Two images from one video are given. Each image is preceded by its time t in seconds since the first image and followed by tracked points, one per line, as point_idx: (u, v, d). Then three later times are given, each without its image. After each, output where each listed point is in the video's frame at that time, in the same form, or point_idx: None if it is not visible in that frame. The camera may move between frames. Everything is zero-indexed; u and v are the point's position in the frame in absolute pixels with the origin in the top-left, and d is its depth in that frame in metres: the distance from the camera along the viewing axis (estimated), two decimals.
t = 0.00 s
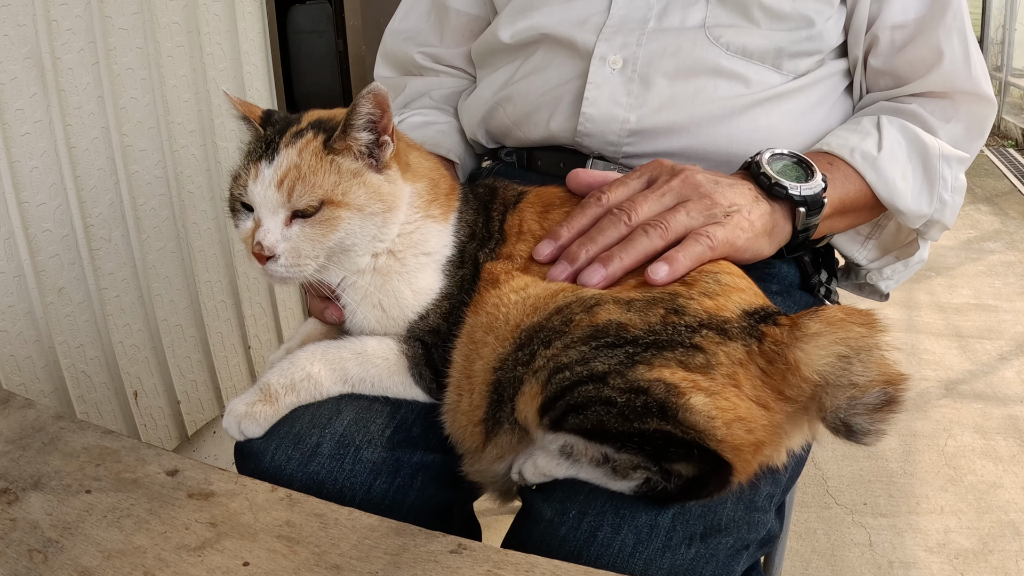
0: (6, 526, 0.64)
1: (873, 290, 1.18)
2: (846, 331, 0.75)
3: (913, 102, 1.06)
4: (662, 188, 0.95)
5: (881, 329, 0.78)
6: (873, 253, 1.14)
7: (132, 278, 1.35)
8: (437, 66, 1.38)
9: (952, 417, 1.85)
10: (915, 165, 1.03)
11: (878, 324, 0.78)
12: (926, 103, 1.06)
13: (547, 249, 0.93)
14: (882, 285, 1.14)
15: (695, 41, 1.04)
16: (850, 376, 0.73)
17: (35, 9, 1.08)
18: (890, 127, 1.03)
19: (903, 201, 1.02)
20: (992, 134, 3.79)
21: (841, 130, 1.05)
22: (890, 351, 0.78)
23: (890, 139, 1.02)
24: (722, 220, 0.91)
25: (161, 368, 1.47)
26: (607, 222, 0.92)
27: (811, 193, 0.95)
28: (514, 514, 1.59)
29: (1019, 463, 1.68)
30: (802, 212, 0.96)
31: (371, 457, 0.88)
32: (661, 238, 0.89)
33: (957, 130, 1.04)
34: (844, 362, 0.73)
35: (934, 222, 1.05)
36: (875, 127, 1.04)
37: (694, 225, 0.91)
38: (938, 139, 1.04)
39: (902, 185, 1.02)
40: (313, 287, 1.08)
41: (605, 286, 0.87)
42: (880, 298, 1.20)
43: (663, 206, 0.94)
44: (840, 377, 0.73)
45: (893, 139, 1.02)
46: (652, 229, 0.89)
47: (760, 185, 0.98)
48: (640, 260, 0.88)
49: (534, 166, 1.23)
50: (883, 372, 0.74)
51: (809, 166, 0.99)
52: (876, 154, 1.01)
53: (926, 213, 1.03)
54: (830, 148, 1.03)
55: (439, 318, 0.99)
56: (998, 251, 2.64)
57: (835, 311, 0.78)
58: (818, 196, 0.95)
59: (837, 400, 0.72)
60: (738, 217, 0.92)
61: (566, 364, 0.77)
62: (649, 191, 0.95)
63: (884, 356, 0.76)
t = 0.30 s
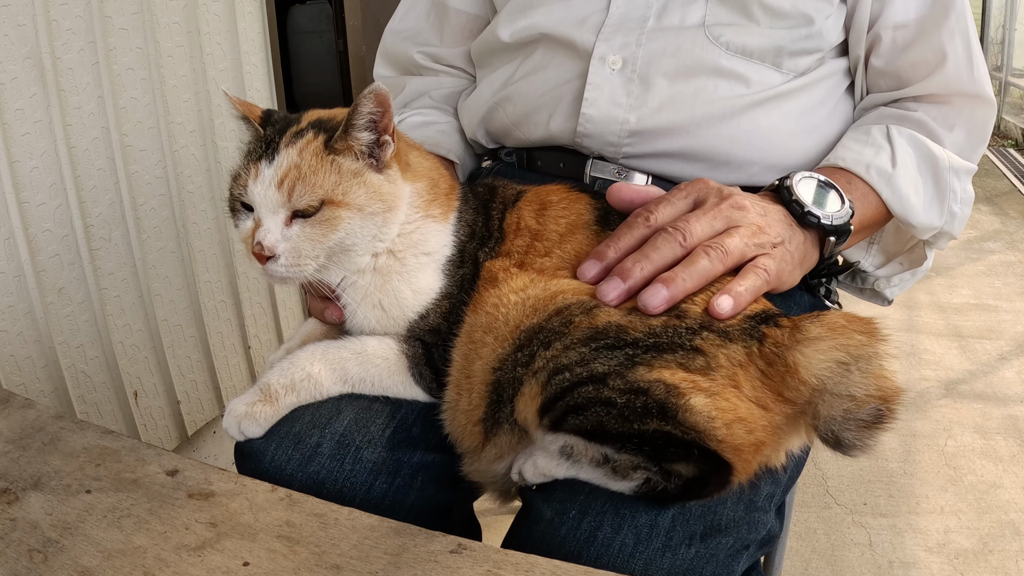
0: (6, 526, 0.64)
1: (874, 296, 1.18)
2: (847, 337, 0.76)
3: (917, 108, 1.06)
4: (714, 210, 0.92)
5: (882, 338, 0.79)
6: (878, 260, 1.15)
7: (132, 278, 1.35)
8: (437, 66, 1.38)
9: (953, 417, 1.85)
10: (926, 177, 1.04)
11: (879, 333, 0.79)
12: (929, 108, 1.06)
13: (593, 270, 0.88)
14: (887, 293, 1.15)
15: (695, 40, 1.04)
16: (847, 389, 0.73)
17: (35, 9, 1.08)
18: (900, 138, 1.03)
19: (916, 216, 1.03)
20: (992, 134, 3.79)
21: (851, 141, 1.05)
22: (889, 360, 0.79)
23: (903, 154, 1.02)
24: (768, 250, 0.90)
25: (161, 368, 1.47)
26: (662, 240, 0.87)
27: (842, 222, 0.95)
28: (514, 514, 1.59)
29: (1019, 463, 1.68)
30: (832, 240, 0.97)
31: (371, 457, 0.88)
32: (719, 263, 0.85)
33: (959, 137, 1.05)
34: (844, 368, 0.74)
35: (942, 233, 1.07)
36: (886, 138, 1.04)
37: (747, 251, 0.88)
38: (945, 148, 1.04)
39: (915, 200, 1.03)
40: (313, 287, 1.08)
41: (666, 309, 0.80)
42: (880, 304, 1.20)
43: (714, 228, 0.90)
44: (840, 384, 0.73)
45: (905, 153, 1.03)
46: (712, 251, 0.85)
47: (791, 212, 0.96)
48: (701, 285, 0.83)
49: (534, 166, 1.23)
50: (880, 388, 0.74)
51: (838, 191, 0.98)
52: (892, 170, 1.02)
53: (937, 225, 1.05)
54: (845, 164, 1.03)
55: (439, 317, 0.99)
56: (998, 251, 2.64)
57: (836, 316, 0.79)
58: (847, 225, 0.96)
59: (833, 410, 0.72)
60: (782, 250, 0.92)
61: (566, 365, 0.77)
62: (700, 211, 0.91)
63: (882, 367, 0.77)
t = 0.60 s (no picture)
0: (6, 526, 0.64)
1: (876, 297, 1.17)
2: (846, 335, 0.76)
3: (920, 109, 1.06)
4: (752, 212, 0.88)
5: (881, 337, 0.79)
6: (882, 261, 1.15)
7: (132, 278, 1.35)
8: (437, 66, 1.38)
9: (952, 417, 1.85)
10: (931, 177, 1.04)
11: (878, 332, 0.79)
12: (930, 108, 1.06)
13: (640, 270, 0.81)
14: (889, 294, 1.14)
15: (695, 40, 1.04)
16: (845, 390, 0.73)
17: (35, 9, 1.08)
18: (907, 138, 1.03)
19: (923, 217, 1.03)
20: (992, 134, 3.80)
21: (859, 141, 1.04)
22: (889, 360, 0.79)
23: (910, 154, 1.02)
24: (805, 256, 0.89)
25: (161, 368, 1.47)
26: (710, 242, 0.82)
27: (863, 225, 0.95)
28: (514, 514, 1.59)
29: (1019, 463, 1.68)
30: (851, 242, 0.97)
31: (371, 456, 0.89)
32: (768, 270, 0.82)
33: (961, 137, 1.05)
34: (842, 366, 0.74)
35: (947, 234, 1.08)
36: (893, 139, 1.03)
37: (787, 255, 0.86)
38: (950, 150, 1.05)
39: (923, 201, 1.03)
40: (312, 287, 1.08)
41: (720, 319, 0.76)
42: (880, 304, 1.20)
43: (757, 233, 0.86)
44: (838, 380, 0.73)
45: (913, 153, 1.03)
46: (761, 259, 0.82)
47: (813, 213, 0.95)
48: (753, 293, 0.80)
49: (534, 166, 1.23)
50: (877, 392, 0.75)
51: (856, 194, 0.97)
52: (901, 170, 1.02)
53: (943, 226, 1.05)
54: (856, 164, 1.02)
55: (438, 316, 0.98)
56: (998, 251, 2.64)
57: (835, 314, 0.79)
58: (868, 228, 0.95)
59: (830, 412, 0.73)
60: (815, 255, 0.91)
61: (565, 365, 0.77)
62: (741, 213, 0.87)
63: (881, 368, 0.77)
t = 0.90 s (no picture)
0: (6, 526, 0.64)
1: (875, 290, 1.18)
2: (846, 337, 0.76)
3: (916, 106, 1.06)
4: (705, 175, 0.91)
5: (881, 339, 0.78)
6: (875, 253, 1.14)
7: (132, 278, 1.35)
8: (437, 66, 1.38)
9: (952, 417, 1.85)
10: (918, 172, 1.04)
11: (878, 333, 0.78)
12: (929, 107, 1.06)
13: (582, 214, 0.88)
14: (887, 284, 1.15)
15: (695, 40, 1.04)
16: (844, 392, 0.73)
17: (35, 9, 1.08)
18: (895, 133, 1.03)
19: (909, 211, 1.03)
20: (992, 134, 3.80)
21: (847, 135, 1.05)
22: (888, 362, 0.78)
23: (896, 147, 1.02)
24: (754, 222, 0.89)
25: (161, 368, 1.47)
26: (649, 194, 0.87)
27: (831, 208, 0.95)
28: (514, 514, 1.60)
29: (1019, 463, 1.68)
30: (820, 225, 0.97)
31: (371, 456, 0.89)
32: (703, 223, 0.85)
33: (958, 134, 1.05)
34: (842, 368, 0.74)
35: (936, 228, 1.07)
36: (880, 133, 1.04)
37: (732, 216, 0.87)
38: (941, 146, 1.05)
39: (908, 194, 1.02)
40: (312, 287, 1.08)
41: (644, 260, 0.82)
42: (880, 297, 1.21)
43: (704, 192, 0.89)
44: (838, 381, 0.73)
45: (898, 147, 1.02)
46: (697, 211, 0.85)
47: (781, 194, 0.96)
48: (682, 241, 0.83)
49: (534, 166, 1.23)
50: (876, 395, 0.74)
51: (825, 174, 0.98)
52: (885, 163, 1.01)
53: (931, 220, 1.04)
54: (840, 155, 1.03)
55: (438, 315, 0.98)
56: (998, 251, 2.64)
57: (835, 315, 0.79)
58: (838, 212, 0.95)
59: (829, 413, 0.73)
60: (767, 224, 0.90)
61: (564, 365, 0.77)
62: (692, 174, 0.91)
63: (880, 371, 0.76)
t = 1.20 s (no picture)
0: (6, 526, 0.64)
1: (875, 294, 1.19)
2: (847, 340, 0.76)
3: (915, 108, 1.07)
4: (723, 211, 0.91)
5: (882, 344, 0.79)
6: (879, 259, 1.13)
7: (132, 278, 1.35)
8: (437, 66, 1.38)
9: (953, 417, 1.85)
10: (925, 180, 1.04)
11: (879, 338, 0.79)
12: (928, 109, 1.06)
13: (601, 267, 0.86)
14: (888, 291, 1.17)
15: (694, 40, 1.04)
16: (845, 395, 0.73)
17: (35, 9, 1.08)
18: (900, 140, 1.03)
19: (916, 220, 1.03)
20: (992, 134, 3.80)
21: (851, 143, 1.04)
22: (889, 366, 0.79)
23: (902, 157, 1.02)
24: (774, 256, 0.90)
25: (161, 368, 1.46)
26: (670, 240, 0.86)
27: (845, 230, 0.95)
28: (514, 514, 1.60)
29: (1019, 463, 1.68)
30: (834, 248, 0.97)
31: (371, 456, 0.89)
32: (727, 265, 0.84)
33: (959, 137, 1.05)
34: (843, 371, 0.74)
35: (941, 235, 1.07)
36: (886, 142, 1.03)
37: (754, 254, 0.88)
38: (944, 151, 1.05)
39: (915, 204, 1.03)
40: (312, 287, 1.08)
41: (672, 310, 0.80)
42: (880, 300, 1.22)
43: (723, 231, 0.89)
44: (839, 384, 0.73)
45: (904, 156, 1.02)
46: (720, 253, 0.85)
47: (795, 218, 0.96)
48: (708, 287, 0.82)
49: (534, 166, 1.23)
50: (877, 399, 0.74)
51: (839, 196, 0.98)
52: (892, 174, 1.02)
53: (937, 228, 1.05)
54: (846, 168, 1.03)
55: (438, 316, 0.98)
56: (998, 251, 2.64)
57: (837, 320, 0.79)
58: (851, 233, 0.96)
59: (830, 417, 0.73)
60: (787, 256, 0.92)
61: (566, 365, 0.77)
62: (709, 212, 0.90)
63: (881, 375, 0.77)
